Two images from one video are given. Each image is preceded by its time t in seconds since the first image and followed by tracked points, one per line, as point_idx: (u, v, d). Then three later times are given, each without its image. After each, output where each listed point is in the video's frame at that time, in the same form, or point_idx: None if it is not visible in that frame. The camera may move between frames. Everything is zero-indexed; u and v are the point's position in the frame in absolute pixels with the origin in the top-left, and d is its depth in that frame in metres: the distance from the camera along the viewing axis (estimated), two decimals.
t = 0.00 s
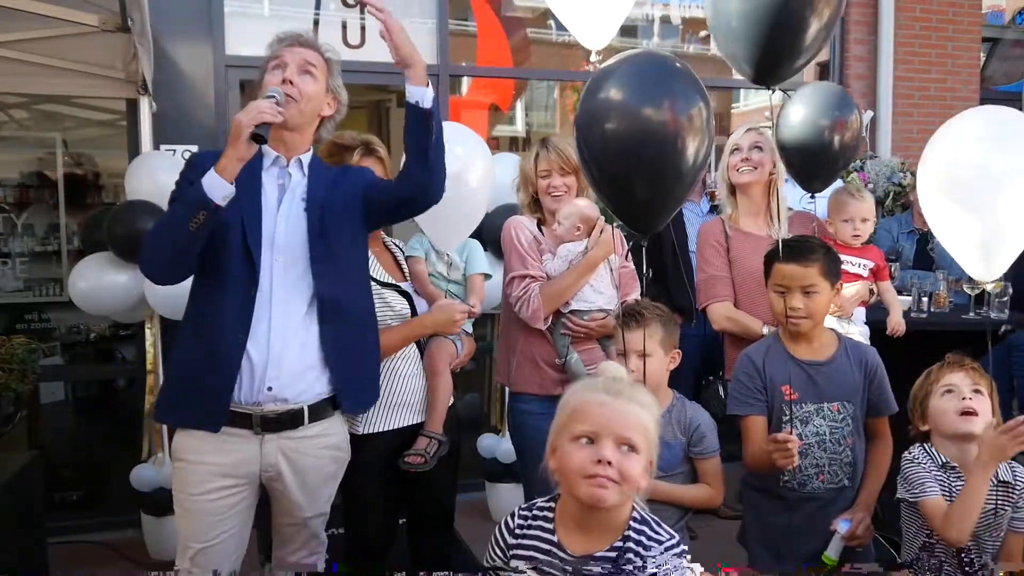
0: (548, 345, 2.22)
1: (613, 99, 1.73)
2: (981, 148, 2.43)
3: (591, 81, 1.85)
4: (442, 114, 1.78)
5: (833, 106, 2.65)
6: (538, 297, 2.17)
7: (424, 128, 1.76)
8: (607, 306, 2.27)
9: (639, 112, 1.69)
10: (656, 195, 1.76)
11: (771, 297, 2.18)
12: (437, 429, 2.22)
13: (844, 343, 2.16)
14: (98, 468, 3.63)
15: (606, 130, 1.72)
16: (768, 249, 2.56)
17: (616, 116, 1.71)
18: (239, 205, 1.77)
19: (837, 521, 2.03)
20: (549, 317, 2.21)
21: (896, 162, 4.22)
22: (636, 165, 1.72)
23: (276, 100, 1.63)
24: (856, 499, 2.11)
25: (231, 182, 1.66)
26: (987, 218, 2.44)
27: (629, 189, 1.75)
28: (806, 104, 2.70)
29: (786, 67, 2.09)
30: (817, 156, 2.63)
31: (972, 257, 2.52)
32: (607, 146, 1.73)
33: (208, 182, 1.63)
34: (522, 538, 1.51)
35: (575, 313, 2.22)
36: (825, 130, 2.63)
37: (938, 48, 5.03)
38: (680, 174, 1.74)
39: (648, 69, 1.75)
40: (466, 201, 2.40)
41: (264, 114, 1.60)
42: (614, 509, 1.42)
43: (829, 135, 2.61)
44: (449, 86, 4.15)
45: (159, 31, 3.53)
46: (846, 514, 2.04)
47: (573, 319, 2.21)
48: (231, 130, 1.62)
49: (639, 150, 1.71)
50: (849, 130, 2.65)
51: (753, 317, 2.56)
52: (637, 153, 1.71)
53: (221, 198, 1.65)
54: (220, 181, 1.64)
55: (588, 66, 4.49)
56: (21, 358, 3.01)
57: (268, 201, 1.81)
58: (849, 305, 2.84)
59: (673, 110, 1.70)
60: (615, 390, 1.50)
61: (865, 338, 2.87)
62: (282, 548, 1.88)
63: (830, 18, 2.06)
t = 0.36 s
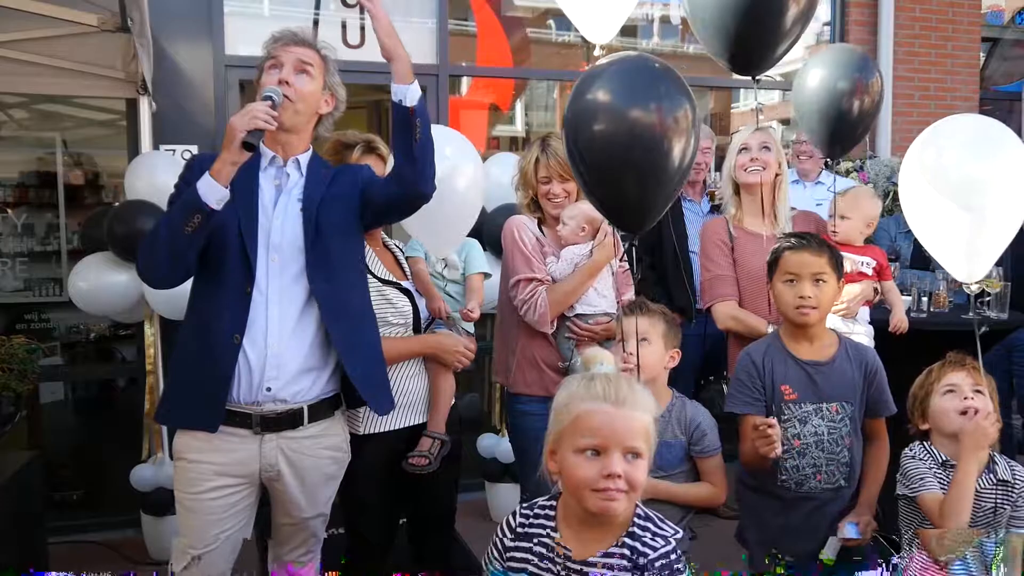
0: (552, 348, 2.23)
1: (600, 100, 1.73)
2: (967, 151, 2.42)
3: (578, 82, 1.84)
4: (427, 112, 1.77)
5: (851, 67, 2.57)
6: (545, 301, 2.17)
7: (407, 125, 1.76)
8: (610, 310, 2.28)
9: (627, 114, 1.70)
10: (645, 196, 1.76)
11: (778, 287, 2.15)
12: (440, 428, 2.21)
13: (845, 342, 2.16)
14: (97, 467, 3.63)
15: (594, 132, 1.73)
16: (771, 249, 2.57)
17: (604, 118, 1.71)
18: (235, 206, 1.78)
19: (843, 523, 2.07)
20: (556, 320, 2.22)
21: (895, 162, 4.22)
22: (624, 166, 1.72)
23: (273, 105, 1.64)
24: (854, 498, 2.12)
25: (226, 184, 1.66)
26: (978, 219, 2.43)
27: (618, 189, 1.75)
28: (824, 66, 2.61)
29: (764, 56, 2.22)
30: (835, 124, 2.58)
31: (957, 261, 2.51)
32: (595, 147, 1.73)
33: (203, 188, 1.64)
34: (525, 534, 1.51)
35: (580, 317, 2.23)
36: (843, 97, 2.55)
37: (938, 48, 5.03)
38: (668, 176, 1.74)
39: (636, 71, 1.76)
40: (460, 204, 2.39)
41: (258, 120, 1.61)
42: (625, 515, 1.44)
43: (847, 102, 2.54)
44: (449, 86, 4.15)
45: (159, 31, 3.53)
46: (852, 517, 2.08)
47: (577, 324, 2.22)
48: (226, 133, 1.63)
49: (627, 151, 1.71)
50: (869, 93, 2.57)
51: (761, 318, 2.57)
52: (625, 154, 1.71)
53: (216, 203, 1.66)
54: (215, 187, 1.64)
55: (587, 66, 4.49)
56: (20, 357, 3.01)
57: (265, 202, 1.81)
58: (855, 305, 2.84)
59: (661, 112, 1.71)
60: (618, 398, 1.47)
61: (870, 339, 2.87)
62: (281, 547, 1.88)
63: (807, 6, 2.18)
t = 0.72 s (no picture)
0: (553, 350, 2.23)
1: (601, 98, 1.73)
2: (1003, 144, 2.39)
3: (579, 81, 1.84)
4: (422, 128, 1.75)
5: (859, 74, 2.56)
6: (548, 302, 2.17)
7: (400, 142, 1.75)
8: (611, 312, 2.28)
9: (628, 112, 1.70)
10: (646, 195, 1.75)
11: (787, 281, 2.14)
12: (434, 429, 2.20)
13: (847, 343, 2.17)
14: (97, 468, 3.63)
15: (595, 130, 1.72)
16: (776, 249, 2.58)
17: (605, 116, 1.71)
18: (230, 206, 1.78)
19: (844, 527, 2.03)
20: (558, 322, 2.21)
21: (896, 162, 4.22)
22: (625, 165, 1.72)
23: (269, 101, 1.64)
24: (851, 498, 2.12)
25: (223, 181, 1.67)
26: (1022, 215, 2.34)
27: (619, 188, 1.75)
28: (830, 73, 2.60)
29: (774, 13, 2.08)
30: (841, 131, 2.56)
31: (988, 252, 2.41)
32: (596, 145, 1.73)
33: (200, 184, 1.64)
34: (534, 529, 1.52)
35: (583, 319, 2.23)
36: (850, 103, 2.54)
37: (938, 48, 5.03)
38: (669, 175, 1.74)
39: (636, 68, 1.75)
40: (459, 204, 2.38)
41: (254, 114, 1.61)
42: (619, 510, 1.43)
43: (854, 110, 2.53)
44: (449, 86, 4.15)
45: (159, 31, 3.53)
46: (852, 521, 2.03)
47: (580, 326, 2.21)
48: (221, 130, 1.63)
49: (628, 150, 1.71)
50: (876, 100, 2.55)
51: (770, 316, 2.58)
52: (626, 153, 1.71)
53: (212, 197, 1.66)
54: (211, 183, 1.65)
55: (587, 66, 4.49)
56: (20, 358, 3.02)
57: (262, 203, 1.81)
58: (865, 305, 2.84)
59: (662, 110, 1.71)
60: (596, 392, 1.46)
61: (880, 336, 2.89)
62: (279, 547, 1.88)
63: None
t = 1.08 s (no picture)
0: (551, 350, 2.23)
1: (616, 94, 1.72)
2: None
3: (592, 77, 1.84)
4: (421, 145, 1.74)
5: (864, 82, 2.57)
6: (544, 301, 2.17)
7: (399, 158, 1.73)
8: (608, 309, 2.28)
9: (642, 108, 1.69)
10: (659, 192, 1.75)
11: (783, 281, 2.13)
12: (438, 431, 2.22)
13: (845, 342, 2.16)
14: (96, 468, 3.63)
15: (609, 126, 1.72)
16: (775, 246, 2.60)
17: (619, 113, 1.71)
18: (232, 206, 1.78)
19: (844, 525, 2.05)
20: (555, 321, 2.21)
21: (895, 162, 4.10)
22: (639, 162, 1.72)
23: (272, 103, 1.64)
24: (852, 498, 2.11)
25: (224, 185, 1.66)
26: None
27: (634, 184, 1.75)
28: (835, 77, 2.61)
29: None
30: (847, 136, 2.57)
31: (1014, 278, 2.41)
32: (609, 142, 1.73)
33: (199, 188, 1.64)
34: (550, 518, 1.56)
35: (580, 317, 2.23)
36: (852, 109, 2.54)
37: (938, 48, 5.03)
38: (683, 171, 1.74)
39: (651, 65, 1.75)
40: (459, 207, 2.37)
41: (254, 116, 1.60)
42: (614, 501, 1.44)
43: (858, 115, 2.53)
44: (448, 86, 4.15)
45: (159, 31, 3.53)
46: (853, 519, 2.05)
47: (577, 324, 2.22)
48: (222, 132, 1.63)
49: (642, 146, 1.70)
50: (878, 108, 2.56)
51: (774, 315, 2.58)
52: (640, 150, 1.71)
53: (212, 203, 1.66)
54: (211, 186, 1.64)
55: (587, 66, 4.49)
56: (20, 358, 3.01)
57: (264, 203, 1.81)
58: (880, 306, 2.87)
59: (678, 106, 1.70)
60: (580, 391, 1.49)
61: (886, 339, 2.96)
62: (280, 548, 1.88)
63: None
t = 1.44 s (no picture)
0: (548, 347, 2.23)
1: (629, 96, 1.72)
2: None
3: (604, 78, 1.84)
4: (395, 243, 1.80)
5: (871, 100, 2.56)
6: (539, 300, 2.18)
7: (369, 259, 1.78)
8: (606, 308, 2.26)
9: (656, 111, 1.69)
10: (671, 194, 1.75)
11: (782, 282, 2.13)
12: (442, 431, 2.24)
13: (841, 343, 2.16)
14: (96, 468, 3.64)
15: (621, 128, 1.72)
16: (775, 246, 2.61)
17: (632, 115, 1.71)
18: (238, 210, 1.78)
19: (844, 525, 2.07)
20: (550, 318, 2.21)
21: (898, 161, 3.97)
22: (651, 165, 1.72)
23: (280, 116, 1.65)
24: (852, 498, 2.11)
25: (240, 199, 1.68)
26: None
27: (646, 187, 1.75)
28: (843, 92, 2.61)
29: None
30: (850, 152, 2.59)
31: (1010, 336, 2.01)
32: (622, 143, 1.73)
33: (215, 203, 1.66)
34: (557, 518, 1.54)
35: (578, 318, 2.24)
36: (857, 129, 2.55)
37: (938, 48, 5.03)
38: (695, 174, 1.74)
39: (664, 66, 1.75)
40: (466, 205, 2.37)
41: (264, 132, 1.61)
42: (611, 501, 1.45)
43: (862, 137, 2.54)
44: (448, 86, 4.15)
45: (158, 31, 3.53)
46: (853, 519, 2.07)
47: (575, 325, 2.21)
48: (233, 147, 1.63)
49: (655, 149, 1.70)
50: (883, 126, 2.57)
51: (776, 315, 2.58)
52: (651, 154, 1.71)
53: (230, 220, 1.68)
54: (227, 202, 1.67)
55: (587, 66, 4.49)
56: (20, 358, 3.01)
57: (270, 205, 1.81)
58: (884, 313, 2.90)
59: (691, 108, 1.70)
60: (576, 390, 1.51)
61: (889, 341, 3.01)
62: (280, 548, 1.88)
63: None
